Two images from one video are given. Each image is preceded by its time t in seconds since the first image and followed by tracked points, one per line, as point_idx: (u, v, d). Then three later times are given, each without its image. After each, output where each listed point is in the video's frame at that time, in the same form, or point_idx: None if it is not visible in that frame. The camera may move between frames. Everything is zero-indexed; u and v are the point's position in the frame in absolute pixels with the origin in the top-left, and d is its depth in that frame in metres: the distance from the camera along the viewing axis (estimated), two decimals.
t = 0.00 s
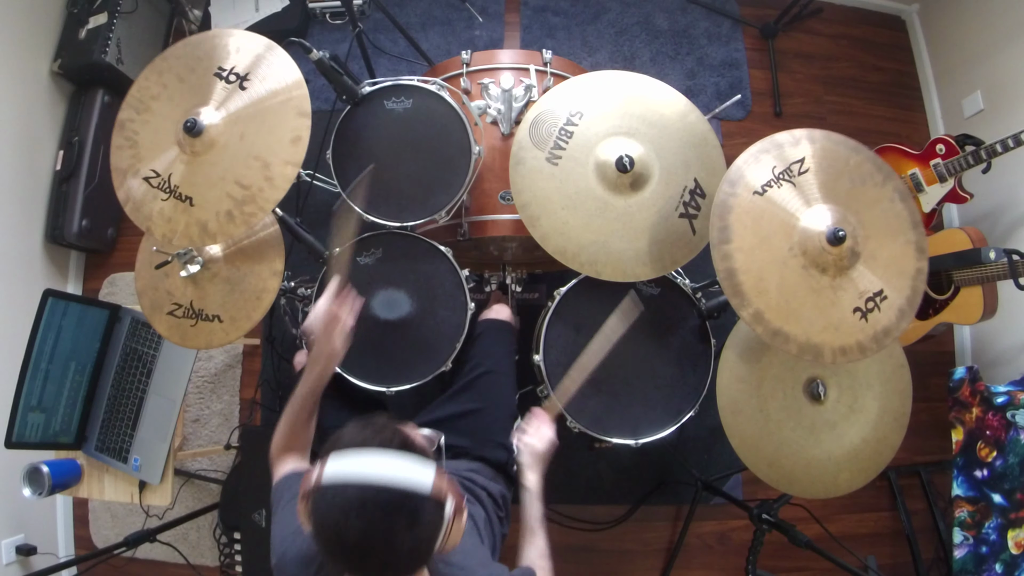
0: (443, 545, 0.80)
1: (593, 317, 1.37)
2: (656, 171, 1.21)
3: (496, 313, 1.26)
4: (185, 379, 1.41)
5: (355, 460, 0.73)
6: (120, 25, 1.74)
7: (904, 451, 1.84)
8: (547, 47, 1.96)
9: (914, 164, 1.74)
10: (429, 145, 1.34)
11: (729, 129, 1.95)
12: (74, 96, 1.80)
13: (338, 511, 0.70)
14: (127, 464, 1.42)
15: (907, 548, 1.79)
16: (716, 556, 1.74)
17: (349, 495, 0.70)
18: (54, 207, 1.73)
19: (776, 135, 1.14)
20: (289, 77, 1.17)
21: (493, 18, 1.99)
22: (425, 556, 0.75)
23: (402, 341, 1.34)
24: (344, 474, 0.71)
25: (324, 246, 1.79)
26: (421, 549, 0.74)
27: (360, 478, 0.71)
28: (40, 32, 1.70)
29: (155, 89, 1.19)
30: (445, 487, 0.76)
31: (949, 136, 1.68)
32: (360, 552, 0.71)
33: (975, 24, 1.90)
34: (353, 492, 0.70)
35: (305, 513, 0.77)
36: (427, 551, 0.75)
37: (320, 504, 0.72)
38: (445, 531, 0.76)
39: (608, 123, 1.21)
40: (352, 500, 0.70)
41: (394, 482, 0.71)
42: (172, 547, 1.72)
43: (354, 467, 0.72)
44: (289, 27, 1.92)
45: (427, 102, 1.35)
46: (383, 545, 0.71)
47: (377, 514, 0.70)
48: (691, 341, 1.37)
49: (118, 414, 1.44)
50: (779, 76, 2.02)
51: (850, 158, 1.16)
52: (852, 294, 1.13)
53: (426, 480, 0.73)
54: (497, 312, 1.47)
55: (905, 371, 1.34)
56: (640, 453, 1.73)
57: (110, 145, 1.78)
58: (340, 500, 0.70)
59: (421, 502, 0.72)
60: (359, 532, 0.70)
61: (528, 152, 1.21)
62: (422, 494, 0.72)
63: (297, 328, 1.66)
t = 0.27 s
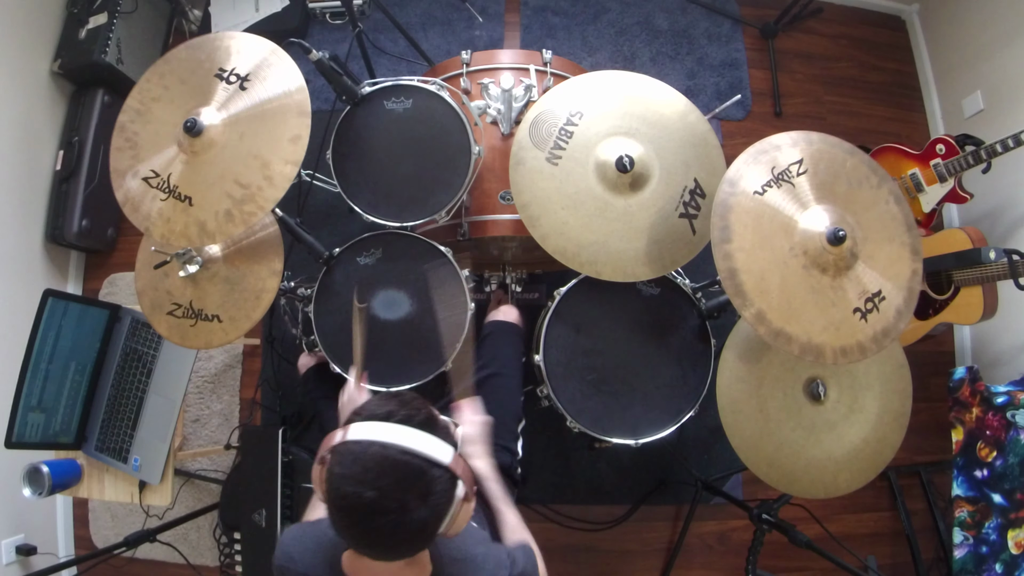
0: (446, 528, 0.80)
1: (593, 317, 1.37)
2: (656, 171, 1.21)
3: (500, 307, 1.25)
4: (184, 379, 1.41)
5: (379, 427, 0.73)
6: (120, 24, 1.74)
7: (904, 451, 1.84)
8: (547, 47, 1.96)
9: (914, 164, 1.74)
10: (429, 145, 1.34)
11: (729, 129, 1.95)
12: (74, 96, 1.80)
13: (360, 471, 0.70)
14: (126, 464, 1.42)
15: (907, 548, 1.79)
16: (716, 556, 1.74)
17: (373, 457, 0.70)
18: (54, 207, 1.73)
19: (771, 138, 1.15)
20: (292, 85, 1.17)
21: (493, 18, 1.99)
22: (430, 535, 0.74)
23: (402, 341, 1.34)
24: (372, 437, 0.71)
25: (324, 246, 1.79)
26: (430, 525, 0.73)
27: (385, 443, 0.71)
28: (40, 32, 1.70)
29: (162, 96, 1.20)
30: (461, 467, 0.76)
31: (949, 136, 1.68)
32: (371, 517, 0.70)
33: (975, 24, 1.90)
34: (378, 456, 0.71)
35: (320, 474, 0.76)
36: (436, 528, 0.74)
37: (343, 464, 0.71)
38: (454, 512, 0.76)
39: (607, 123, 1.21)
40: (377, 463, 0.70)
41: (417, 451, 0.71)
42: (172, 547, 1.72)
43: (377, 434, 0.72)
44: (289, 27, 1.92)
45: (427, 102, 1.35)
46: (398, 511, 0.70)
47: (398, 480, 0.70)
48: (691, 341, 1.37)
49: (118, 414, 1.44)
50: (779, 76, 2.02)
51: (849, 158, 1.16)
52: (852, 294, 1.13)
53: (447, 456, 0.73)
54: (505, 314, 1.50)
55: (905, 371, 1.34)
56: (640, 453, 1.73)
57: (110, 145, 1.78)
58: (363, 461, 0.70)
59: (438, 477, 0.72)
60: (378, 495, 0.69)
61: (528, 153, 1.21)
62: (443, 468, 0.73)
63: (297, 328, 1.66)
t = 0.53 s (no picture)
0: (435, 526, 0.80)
1: (593, 317, 1.37)
2: (656, 171, 1.21)
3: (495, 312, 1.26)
4: (184, 379, 1.41)
5: (345, 443, 0.72)
6: (120, 24, 1.74)
7: (903, 451, 1.84)
8: (547, 47, 1.96)
9: (915, 164, 1.74)
10: (429, 145, 1.34)
11: (729, 129, 1.95)
12: (74, 96, 1.80)
13: (335, 489, 0.70)
14: (127, 464, 1.42)
15: (907, 548, 1.79)
16: (716, 556, 1.74)
17: (345, 474, 0.70)
18: (53, 207, 1.73)
19: (772, 137, 1.15)
20: (280, 62, 1.17)
21: (493, 18, 1.99)
22: (419, 538, 0.75)
23: (402, 341, 1.34)
24: (340, 454, 0.71)
25: (324, 246, 1.79)
26: (417, 529, 0.73)
27: (351, 459, 0.71)
28: (40, 32, 1.70)
29: (153, 90, 1.19)
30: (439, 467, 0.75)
31: (949, 136, 1.68)
32: (354, 528, 0.71)
33: (976, 24, 1.90)
34: (350, 473, 0.70)
35: (299, 492, 0.77)
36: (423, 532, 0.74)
37: (316, 483, 0.72)
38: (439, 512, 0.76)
39: (608, 123, 1.21)
40: (348, 478, 0.70)
41: (388, 462, 0.71)
42: (172, 547, 1.72)
43: (341, 452, 0.72)
44: (289, 27, 1.92)
45: (427, 102, 1.35)
46: (377, 522, 0.71)
47: (372, 493, 0.70)
48: (691, 341, 1.37)
49: (118, 414, 1.44)
50: (780, 76, 2.02)
51: (851, 159, 1.16)
52: (852, 294, 1.13)
53: (420, 461, 0.73)
54: (493, 312, 1.48)
55: (905, 371, 1.34)
56: (640, 453, 1.73)
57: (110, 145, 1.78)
58: (336, 479, 0.70)
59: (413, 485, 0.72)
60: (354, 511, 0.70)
61: (528, 152, 1.21)
62: (418, 476, 0.72)
63: (297, 328, 1.66)
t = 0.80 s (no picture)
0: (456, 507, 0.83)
1: (594, 317, 1.37)
2: (656, 171, 1.21)
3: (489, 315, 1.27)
4: (184, 379, 1.41)
5: (385, 417, 0.75)
6: (120, 25, 1.74)
7: (903, 451, 1.84)
8: (548, 47, 1.96)
9: (915, 164, 1.74)
10: (429, 146, 1.34)
11: (729, 129, 1.95)
12: (74, 96, 1.80)
13: (370, 460, 0.72)
14: (127, 464, 1.42)
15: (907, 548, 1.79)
16: (716, 556, 1.74)
17: (382, 447, 0.73)
18: (54, 207, 1.73)
19: (774, 137, 1.15)
20: (290, 82, 1.16)
21: (493, 18, 1.99)
22: (444, 516, 0.77)
23: (402, 341, 1.34)
24: (378, 426, 0.74)
25: (324, 246, 1.79)
26: (444, 505, 0.76)
27: (387, 433, 0.74)
28: (40, 32, 1.70)
29: (159, 94, 1.20)
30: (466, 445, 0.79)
31: (949, 136, 1.68)
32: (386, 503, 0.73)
33: (976, 24, 1.90)
34: (388, 446, 0.73)
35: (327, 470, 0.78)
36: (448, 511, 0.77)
37: (350, 457, 0.73)
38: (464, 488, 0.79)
39: (608, 123, 1.21)
40: (385, 452, 0.73)
41: (424, 434, 0.74)
42: (172, 547, 1.72)
43: (379, 425, 0.75)
44: (289, 27, 1.92)
45: (427, 102, 1.35)
46: (409, 497, 0.73)
47: (407, 467, 0.73)
48: (691, 341, 1.37)
49: (118, 415, 1.44)
50: (780, 76, 2.02)
51: (851, 158, 1.16)
52: (852, 294, 1.13)
53: (450, 436, 0.76)
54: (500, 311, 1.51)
55: (905, 371, 1.34)
56: (640, 453, 1.73)
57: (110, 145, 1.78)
58: (375, 453, 0.73)
59: (443, 459, 0.75)
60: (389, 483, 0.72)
61: (528, 152, 1.21)
62: (449, 449, 0.76)
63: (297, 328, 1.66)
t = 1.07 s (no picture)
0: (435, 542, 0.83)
1: (594, 317, 1.37)
2: (656, 171, 1.21)
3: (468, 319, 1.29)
4: (184, 379, 1.41)
5: (316, 517, 0.72)
6: (120, 24, 1.74)
7: (904, 451, 1.84)
8: (547, 47, 1.96)
9: (914, 164, 1.74)
10: (429, 146, 1.34)
11: (729, 129, 1.95)
12: (74, 96, 1.80)
13: (328, 564, 0.71)
14: (127, 464, 1.42)
15: (907, 548, 1.79)
16: (716, 556, 1.74)
17: (332, 543, 0.71)
18: (54, 207, 1.73)
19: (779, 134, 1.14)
20: (291, 82, 1.16)
21: (493, 18, 1.99)
22: (425, 565, 0.78)
23: (402, 341, 1.34)
24: (316, 533, 0.71)
25: (324, 246, 1.79)
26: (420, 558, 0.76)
27: (329, 531, 0.71)
28: (40, 32, 1.70)
29: (154, 95, 1.19)
30: (415, 494, 0.77)
31: (949, 136, 1.68)
32: None
33: (976, 24, 1.90)
34: (336, 541, 0.71)
35: None
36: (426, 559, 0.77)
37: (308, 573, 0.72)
38: (432, 531, 0.79)
39: (607, 123, 1.21)
40: (337, 547, 0.71)
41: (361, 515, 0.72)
42: (172, 547, 1.72)
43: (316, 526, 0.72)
44: (289, 27, 1.92)
45: (427, 102, 1.35)
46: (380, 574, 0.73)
47: (364, 549, 0.72)
48: (691, 341, 1.37)
49: (118, 415, 1.44)
50: (780, 76, 2.02)
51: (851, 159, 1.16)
52: (852, 294, 1.13)
53: (393, 498, 0.74)
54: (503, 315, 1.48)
55: (905, 371, 1.34)
56: (640, 453, 1.74)
57: (110, 145, 1.78)
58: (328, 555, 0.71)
59: (397, 523, 0.74)
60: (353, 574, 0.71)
61: (527, 152, 1.21)
62: (397, 511, 0.74)
63: (296, 328, 1.65)
